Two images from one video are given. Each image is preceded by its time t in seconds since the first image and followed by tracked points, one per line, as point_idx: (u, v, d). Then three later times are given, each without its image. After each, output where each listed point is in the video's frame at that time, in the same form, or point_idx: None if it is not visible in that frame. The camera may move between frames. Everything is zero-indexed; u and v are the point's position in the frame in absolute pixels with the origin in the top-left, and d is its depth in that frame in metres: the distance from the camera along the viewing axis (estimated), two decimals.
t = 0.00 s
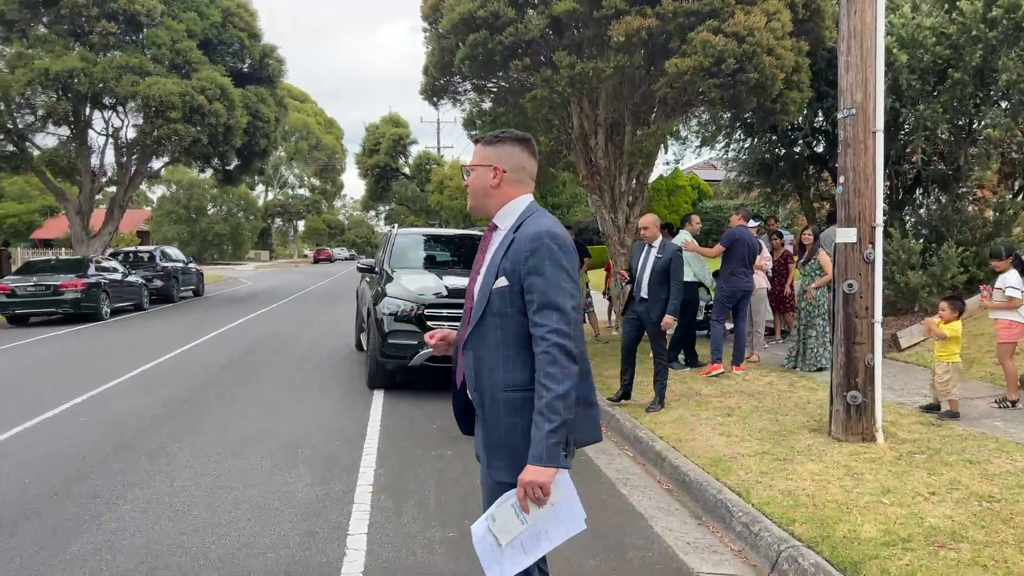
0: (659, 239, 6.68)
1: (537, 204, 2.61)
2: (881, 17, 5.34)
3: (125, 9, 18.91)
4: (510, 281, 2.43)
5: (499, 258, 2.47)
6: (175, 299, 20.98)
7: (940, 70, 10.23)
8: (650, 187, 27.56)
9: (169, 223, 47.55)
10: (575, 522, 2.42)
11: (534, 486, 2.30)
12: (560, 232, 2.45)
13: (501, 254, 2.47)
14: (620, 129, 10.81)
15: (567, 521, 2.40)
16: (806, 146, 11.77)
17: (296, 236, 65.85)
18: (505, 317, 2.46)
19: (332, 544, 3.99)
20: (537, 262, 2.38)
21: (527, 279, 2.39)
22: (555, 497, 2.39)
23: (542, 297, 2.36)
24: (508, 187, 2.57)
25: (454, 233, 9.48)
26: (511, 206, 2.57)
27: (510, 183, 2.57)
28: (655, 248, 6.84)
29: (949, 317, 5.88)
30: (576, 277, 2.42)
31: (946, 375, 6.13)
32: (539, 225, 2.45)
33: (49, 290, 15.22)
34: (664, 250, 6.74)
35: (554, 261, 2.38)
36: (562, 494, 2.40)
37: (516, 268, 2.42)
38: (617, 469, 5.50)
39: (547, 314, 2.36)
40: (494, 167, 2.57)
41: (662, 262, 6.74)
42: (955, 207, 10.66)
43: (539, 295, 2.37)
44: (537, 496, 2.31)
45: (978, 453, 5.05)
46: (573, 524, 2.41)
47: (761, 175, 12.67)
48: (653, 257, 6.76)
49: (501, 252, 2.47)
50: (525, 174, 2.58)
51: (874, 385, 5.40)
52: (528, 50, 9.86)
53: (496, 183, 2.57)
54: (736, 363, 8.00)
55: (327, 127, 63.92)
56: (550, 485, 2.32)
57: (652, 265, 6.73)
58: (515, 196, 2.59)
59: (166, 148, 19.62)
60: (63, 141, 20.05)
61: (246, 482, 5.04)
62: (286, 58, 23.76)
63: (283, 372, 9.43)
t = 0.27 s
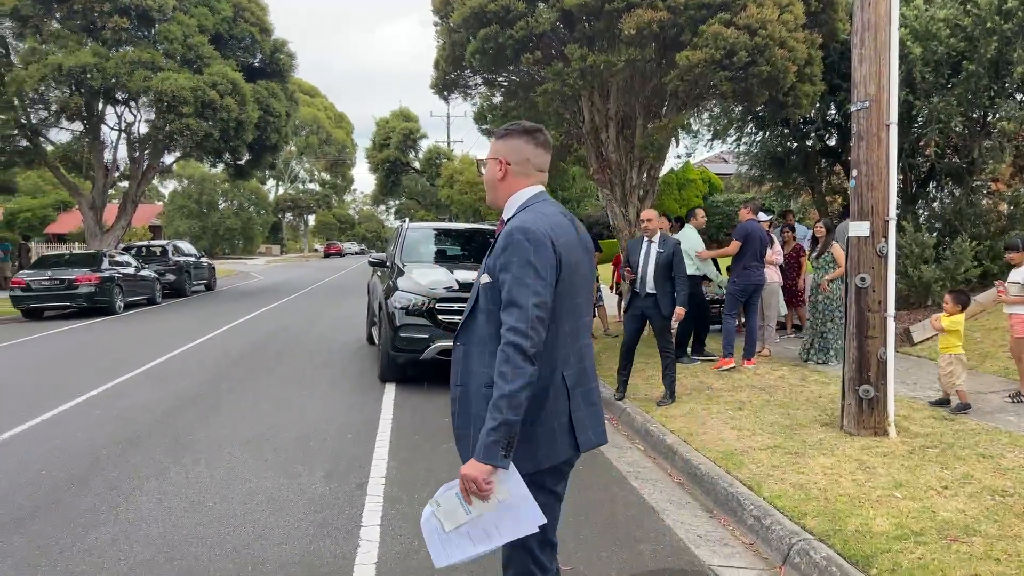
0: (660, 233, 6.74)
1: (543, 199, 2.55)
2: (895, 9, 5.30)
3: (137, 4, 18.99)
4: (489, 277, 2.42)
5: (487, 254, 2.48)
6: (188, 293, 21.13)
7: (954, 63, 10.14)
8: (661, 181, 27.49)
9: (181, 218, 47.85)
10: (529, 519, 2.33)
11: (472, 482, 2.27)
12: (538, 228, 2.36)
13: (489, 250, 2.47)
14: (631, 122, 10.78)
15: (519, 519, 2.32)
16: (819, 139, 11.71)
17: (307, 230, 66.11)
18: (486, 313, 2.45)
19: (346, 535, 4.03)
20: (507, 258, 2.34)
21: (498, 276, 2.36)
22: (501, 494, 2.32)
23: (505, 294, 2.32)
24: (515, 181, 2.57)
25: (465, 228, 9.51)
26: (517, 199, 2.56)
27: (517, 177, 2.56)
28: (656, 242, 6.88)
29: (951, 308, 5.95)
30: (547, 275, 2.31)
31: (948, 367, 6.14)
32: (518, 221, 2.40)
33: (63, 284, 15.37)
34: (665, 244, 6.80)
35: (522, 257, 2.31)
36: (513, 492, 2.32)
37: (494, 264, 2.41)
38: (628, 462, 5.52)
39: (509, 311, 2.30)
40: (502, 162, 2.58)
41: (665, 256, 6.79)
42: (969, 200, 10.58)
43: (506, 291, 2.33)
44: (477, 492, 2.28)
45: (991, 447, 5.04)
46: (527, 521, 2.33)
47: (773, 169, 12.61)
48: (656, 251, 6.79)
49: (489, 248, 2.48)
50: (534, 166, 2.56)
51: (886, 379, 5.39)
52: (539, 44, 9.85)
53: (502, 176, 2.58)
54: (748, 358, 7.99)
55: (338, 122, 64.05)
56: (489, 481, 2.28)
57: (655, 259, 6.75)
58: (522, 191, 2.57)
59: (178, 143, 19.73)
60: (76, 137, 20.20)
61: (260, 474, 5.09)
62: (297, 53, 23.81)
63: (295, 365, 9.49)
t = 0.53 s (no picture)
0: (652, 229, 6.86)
1: (542, 195, 2.50)
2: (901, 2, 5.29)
3: None
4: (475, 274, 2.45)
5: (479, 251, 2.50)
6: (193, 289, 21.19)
7: (961, 56, 10.10)
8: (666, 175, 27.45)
9: (186, 213, 47.99)
10: (468, 506, 2.46)
11: (426, 459, 2.35)
12: (515, 223, 2.32)
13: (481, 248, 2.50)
14: (636, 117, 10.77)
15: (460, 505, 2.44)
16: (825, 133, 11.67)
17: (312, 225, 66.24)
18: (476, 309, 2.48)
19: (353, 528, 4.06)
20: (480, 255, 2.34)
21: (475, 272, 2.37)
22: (450, 477, 2.42)
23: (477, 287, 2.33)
24: (515, 179, 2.55)
25: (470, 222, 9.52)
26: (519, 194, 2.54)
27: (517, 174, 2.54)
28: (646, 238, 7.01)
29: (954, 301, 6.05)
30: (517, 270, 2.26)
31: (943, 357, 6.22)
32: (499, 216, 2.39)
33: (71, 279, 15.45)
34: (656, 240, 6.93)
35: (490, 253, 2.29)
36: (461, 476, 2.44)
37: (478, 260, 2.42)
38: (633, 456, 5.54)
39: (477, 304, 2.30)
40: (503, 160, 2.57)
41: (655, 251, 6.93)
42: (975, 195, 10.56)
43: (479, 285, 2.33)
44: (430, 469, 2.37)
45: (996, 441, 5.04)
46: (467, 507, 2.45)
47: (778, 163, 12.58)
48: (647, 246, 6.92)
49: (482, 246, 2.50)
50: (539, 161, 2.52)
51: (891, 373, 5.39)
52: (544, 38, 9.84)
53: (506, 172, 2.56)
54: (753, 352, 8.00)
55: (342, 117, 64.07)
56: (441, 462, 2.37)
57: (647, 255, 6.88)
58: (522, 189, 2.54)
59: (184, 138, 19.77)
60: (83, 132, 20.26)
61: (266, 467, 5.12)
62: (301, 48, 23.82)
63: (301, 360, 9.53)
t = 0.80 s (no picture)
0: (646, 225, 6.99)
1: (531, 200, 2.52)
2: None
3: None
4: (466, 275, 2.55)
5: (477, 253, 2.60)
6: (195, 287, 21.24)
7: (960, 54, 10.09)
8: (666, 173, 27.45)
9: (188, 211, 48.07)
10: (461, 499, 2.55)
11: (416, 451, 2.46)
12: (487, 227, 2.37)
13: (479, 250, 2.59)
14: (636, 115, 10.78)
15: (452, 499, 2.53)
16: (824, 131, 11.68)
17: (314, 223, 66.31)
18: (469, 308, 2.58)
19: (352, 523, 4.10)
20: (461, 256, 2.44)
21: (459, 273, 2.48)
22: (442, 471, 2.53)
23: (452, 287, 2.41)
24: (515, 184, 2.60)
25: (469, 221, 9.56)
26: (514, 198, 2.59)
27: (516, 181, 2.60)
28: (639, 234, 7.12)
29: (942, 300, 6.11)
30: (482, 271, 2.31)
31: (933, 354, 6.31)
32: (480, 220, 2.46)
33: (73, 277, 15.50)
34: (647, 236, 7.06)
35: (463, 255, 2.38)
36: (451, 471, 2.54)
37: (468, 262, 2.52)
38: (631, 453, 5.57)
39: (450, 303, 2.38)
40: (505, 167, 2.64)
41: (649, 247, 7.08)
42: (976, 192, 10.57)
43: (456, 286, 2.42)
44: (422, 461, 2.49)
45: (991, 438, 5.07)
46: (460, 498, 2.55)
47: (778, 160, 12.60)
48: (641, 243, 7.06)
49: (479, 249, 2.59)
50: (529, 169, 2.55)
51: (888, 370, 5.41)
52: (543, 36, 9.86)
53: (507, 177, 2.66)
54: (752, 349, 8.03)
55: (344, 115, 64.08)
56: (430, 455, 2.48)
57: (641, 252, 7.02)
58: (520, 193, 2.58)
59: (185, 137, 19.80)
60: (85, 131, 20.31)
61: (267, 464, 5.16)
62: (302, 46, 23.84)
63: (302, 357, 9.57)
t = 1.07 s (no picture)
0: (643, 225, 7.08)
1: (518, 203, 2.62)
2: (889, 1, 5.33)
3: None
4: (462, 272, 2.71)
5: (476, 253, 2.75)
6: (195, 287, 21.29)
7: (956, 54, 10.12)
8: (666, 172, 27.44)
9: (189, 211, 48.14)
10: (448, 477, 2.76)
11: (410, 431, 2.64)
12: (467, 229, 2.52)
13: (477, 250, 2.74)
14: (633, 115, 10.82)
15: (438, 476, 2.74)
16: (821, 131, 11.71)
17: (315, 223, 66.35)
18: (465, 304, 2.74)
19: (345, 522, 4.14)
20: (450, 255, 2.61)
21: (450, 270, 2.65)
22: (432, 451, 2.72)
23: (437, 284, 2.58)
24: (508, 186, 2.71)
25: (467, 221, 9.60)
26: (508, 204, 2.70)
27: (509, 183, 2.70)
28: (636, 233, 7.20)
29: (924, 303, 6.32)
30: (456, 270, 2.47)
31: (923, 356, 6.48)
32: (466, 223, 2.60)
33: (73, 277, 15.55)
34: (641, 235, 7.18)
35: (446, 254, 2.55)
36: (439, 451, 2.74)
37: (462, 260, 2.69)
38: (624, 452, 5.61)
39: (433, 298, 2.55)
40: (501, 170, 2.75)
41: (645, 247, 7.20)
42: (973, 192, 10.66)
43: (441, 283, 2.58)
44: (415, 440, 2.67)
45: (980, 437, 5.10)
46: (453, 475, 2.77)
47: (776, 160, 12.63)
48: (638, 243, 7.16)
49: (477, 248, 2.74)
50: (521, 178, 2.65)
51: (878, 369, 5.44)
52: (540, 37, 9.90)
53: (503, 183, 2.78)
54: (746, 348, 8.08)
55: (344, 114, 64.10)
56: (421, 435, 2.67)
57: (638, 251, 7.15)
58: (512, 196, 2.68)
59: (185, 137, 19.84)
60: (85, 131, 20.37)
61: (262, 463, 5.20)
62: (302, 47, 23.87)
63: (300, 357, 9.61)
